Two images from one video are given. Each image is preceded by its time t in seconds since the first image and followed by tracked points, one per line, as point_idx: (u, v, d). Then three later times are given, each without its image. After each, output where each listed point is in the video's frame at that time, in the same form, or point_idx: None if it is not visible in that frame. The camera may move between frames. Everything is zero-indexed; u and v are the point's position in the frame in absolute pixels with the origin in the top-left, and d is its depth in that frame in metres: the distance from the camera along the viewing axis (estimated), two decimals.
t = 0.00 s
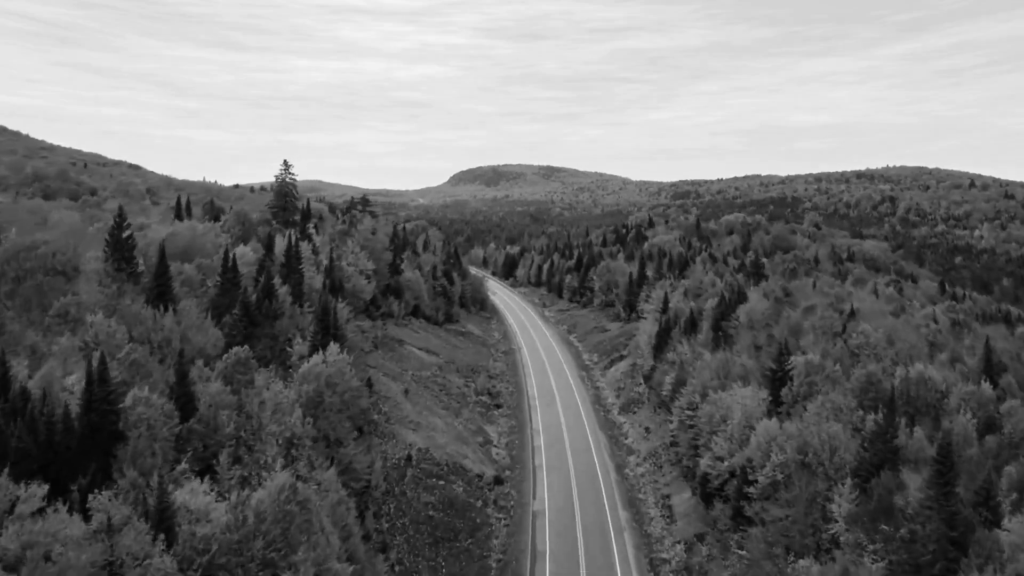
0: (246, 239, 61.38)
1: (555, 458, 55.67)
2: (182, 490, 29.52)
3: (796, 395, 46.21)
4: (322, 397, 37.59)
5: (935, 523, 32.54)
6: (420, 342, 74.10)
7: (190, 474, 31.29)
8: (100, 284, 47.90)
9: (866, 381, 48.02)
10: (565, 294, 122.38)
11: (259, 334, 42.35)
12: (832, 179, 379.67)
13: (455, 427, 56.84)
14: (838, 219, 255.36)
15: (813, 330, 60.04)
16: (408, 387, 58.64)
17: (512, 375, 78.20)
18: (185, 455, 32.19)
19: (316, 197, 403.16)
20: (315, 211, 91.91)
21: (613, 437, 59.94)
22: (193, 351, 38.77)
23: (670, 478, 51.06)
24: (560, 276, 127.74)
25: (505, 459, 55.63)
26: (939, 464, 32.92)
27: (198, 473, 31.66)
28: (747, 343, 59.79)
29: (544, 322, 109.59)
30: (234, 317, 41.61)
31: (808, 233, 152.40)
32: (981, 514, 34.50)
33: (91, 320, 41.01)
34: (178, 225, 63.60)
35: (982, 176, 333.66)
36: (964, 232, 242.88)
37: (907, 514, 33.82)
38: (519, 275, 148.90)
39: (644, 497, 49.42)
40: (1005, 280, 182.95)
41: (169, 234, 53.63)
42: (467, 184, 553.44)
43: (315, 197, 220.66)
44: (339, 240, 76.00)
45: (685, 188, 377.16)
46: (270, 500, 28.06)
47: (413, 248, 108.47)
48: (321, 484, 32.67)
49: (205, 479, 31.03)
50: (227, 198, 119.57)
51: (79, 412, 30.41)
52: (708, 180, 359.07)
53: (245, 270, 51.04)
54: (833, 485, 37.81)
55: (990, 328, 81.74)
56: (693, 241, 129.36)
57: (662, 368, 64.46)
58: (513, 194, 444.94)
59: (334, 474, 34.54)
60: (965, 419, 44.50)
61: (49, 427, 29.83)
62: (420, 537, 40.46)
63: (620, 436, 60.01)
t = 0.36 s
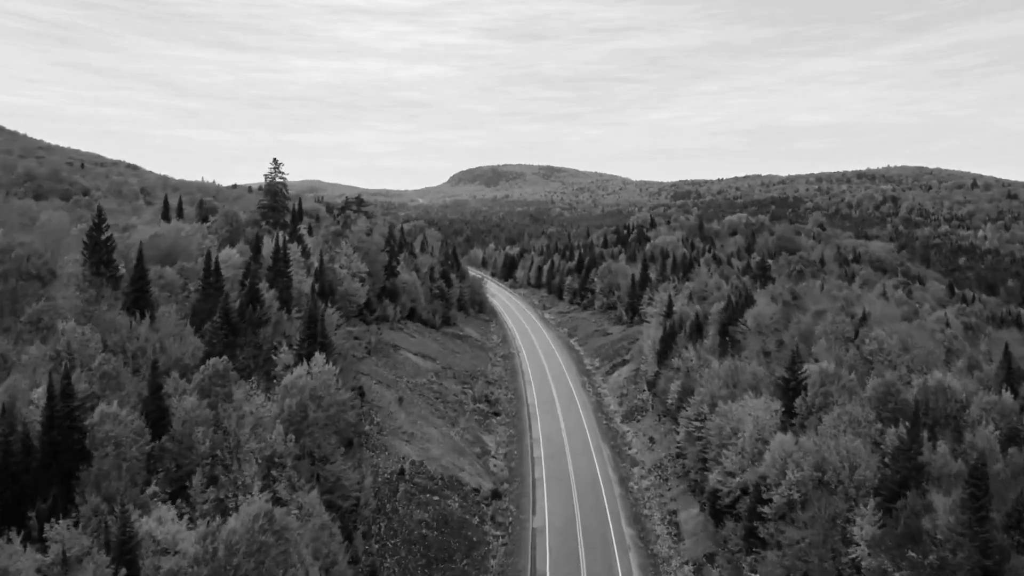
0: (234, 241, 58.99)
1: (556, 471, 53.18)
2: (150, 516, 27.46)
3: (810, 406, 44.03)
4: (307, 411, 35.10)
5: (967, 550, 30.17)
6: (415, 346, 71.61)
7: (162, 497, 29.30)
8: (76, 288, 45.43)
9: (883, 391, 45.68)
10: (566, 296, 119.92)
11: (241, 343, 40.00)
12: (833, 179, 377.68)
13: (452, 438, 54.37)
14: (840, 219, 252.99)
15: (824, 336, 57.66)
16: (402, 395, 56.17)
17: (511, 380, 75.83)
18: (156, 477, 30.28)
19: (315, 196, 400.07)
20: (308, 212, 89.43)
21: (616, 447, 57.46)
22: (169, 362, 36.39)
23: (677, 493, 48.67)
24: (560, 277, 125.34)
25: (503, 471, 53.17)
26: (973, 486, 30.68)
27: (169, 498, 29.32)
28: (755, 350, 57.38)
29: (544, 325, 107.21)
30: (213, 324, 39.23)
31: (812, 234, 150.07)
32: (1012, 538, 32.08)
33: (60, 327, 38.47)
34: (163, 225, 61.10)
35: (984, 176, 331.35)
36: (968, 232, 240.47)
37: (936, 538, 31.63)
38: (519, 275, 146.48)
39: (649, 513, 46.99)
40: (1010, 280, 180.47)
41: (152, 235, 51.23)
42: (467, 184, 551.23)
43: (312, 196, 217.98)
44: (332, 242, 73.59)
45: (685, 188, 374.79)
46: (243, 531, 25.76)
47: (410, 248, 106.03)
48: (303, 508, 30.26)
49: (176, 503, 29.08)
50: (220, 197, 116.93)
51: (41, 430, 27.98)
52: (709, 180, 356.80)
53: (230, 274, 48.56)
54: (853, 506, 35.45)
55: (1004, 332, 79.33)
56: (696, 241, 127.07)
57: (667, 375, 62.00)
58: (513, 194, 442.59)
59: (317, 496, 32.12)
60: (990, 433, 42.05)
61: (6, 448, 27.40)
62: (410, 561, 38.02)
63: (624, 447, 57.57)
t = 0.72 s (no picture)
0: (218, 243, 56.23)
1: (557, 485, 50.47)
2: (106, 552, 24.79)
3: (828, 420, 41.82)
4: (287, 428, 32.09)
5: None
6: (410, 352, 68.74)
7: (123, 528, 26.91)
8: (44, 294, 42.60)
9: (903, 405, 43.19)
10: (567, 298, 117.06)
11: (218, 353, 37.22)
12: (835, 179, 375.00)
13: (447, 451, 51.56)
14: (843, 220, 250.25)
15: (839, 344, 54.96)
16: (395, 406, 53.39)
17: (510, 387, 73.06)
18: (117, 505, 27.73)
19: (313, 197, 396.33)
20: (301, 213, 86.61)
21: (620, 459, 54.67)
22: (139, 376, 33.73)
23: (686, 511, 46.02)
24: (561, 279, 122.59)
25: (500, 486, 50.38)
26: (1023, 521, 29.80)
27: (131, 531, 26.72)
28: (766, 358, 54.69)
29: (544, 328, 104.41)
30: (188, 334, 36.80)
31: (816, 234, 147.37)
32: None
33: (22, 336, 35.60)
34: (144, 226, 58.29)
35: (987, 175, 328.63)
36: (972, 232, 237.58)
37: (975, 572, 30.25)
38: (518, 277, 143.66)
39: (657, 532, 44.19)
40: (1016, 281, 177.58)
41: (130, 236, 48.41)
42: (467, 184, 548.72)
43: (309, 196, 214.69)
44: (324, 245, 70.86)
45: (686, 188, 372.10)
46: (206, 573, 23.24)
47: (406, 249, 103.25)
48: (280, 541, 27.79)
49: (138, 535, 26.71)
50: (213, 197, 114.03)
51: None
52: (710, 180, 354.15)
53: (209, 278, 45.66)
54: (880, 533, 32.91)
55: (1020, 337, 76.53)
56: (700, 242, 124.40)
57: (673, 384, 59.15)
58: (512, 194, 439.92)
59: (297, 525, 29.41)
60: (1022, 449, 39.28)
61: None
62: None
63: (628, 458, 54.81)
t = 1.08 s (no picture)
0: (201, 245, 53.47)
1: (558, 502, 47.59)
2: None
3: (849, 436, 38.94)
4: (260, 449, 29.24)
5: None
6: (404, 359, 65.92)
7: (78, 564, 24.33)
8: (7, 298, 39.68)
9: (928, 419, 40.46)
10: (567, 301, 114.27)
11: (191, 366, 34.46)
12: (836, 179, 372.42)
13: (441, 465, 48.81)
14: (846, 220, 247.42)
15: (854, 352, 52.29)
16: (386, 417, 50.59)
17: (509, 394, 70.32)
18: (73, 538, 25.13)
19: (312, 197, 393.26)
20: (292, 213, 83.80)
21: (624, 473, 51.86)
22: (103, 392, 31.04)
23: (695, 531, 43.35)
24: (561, 281, 119.86)
25: (498, 503, 47.55)
26: None
27: (85, 571, 23.97)
28: (779, 367, 52.08)
29: (544, 332, 101.64)
30: (159, 345, 34.29)
31: (821, 235, 144.61)
32: None
33: None
34: (123, 227, 55.48)
35: (990, 175, 325.81)
36: (976, 233, 234.68)
37: None
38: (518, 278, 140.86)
39: (665, 555, 41.47)
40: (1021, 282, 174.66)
41: (105, 239, 45.60)
42: (467, 184, 546.43)
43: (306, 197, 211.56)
44: (315, 247, 68.03)
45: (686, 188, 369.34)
46: None
47: (403, 250, 100.47)
48: None
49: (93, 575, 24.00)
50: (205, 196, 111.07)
51: None
52: (711, 181, 351.35)
53: (186, 283, 42.85)
54: (912, 564, 30.22)
55: None
56: (703, 243, 121.63)
57: (679, 393, 56.37)
58: (512, 194, 437.35)
59: (270, 561, 26.61)
60: None
61: None
62: None
63: (633, 472, 52.00)
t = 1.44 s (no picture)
0: (183, 248, 50.99)
1: (559, 519, 44.98)
2: None
3: (870, 451, 36.88)
4: (234, 473, 26.76)
5: None
6: (398, 364, 63.35)
7: None
8: None
9: (953, 433, 38.13)
10: (568, 303, 111.96)
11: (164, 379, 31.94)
12: (837, 179, 369.94)
13: (436, 479, 46.33)
14: (848, 220, 245.03)
15: (869, 360, 49.90)
16: (378, 428, 48.04)
17: (508, 401, 67.84)
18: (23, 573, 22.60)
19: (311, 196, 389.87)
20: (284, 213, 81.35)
21: (629, 486, 49.39)
22: (66, 408, 28.53)
23: (706, 552, 40.85)
24: (562, 282, 117.41)
25: (496, 520, 45.11)
26: None
27: None
28: (791, 376, 49.67)
29: (544, 335, 99.14)
30: (130, 356, 31.96)
31: (825, 235, 142.24)
32: None
33: None
34: (102, 228, 52.89)
35: (992, 176, 323.57)
36: (980, 233, 232.24)
37: None
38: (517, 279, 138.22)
39: None
40: None
41: (83, 242, 43.23)
42: (466, 184, 543.86)
43: (303, 197, 208.51)
44: (306, 250, 65.51)
45: (687, 187, 366.86)
46: None
47: (399, 251, 97.90)
48: None
49: None
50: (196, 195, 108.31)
51: None
52: (711, 180, 348.88)
53: (164, 287, 40.30)
54: None
55: None
56: (706, 244, 119.14)
57: (686, 402, 53.90)
58: (512, 194, 434.83)
59: None
60: None
61: None
62: None
63: (638, 486, 49.50)
